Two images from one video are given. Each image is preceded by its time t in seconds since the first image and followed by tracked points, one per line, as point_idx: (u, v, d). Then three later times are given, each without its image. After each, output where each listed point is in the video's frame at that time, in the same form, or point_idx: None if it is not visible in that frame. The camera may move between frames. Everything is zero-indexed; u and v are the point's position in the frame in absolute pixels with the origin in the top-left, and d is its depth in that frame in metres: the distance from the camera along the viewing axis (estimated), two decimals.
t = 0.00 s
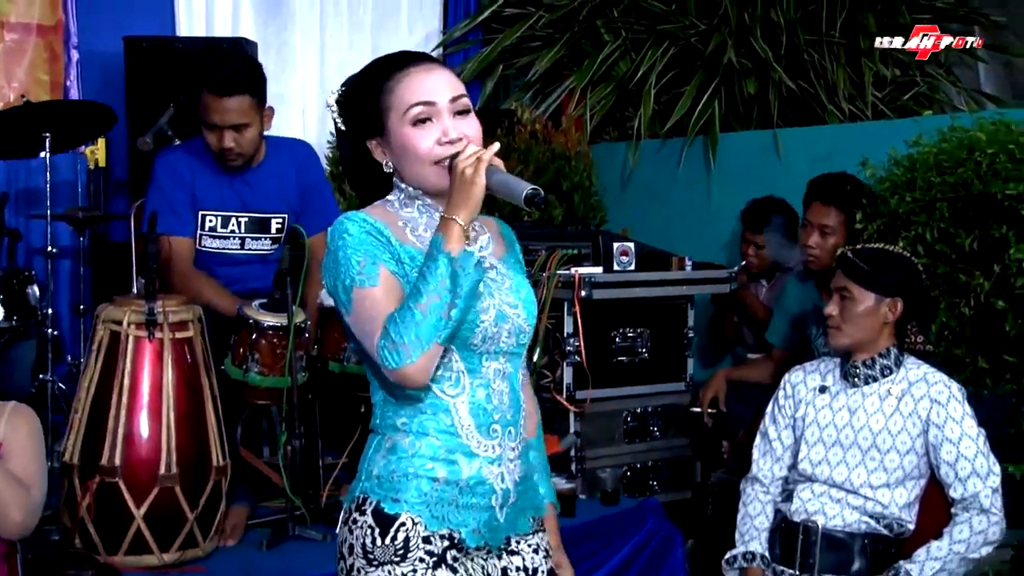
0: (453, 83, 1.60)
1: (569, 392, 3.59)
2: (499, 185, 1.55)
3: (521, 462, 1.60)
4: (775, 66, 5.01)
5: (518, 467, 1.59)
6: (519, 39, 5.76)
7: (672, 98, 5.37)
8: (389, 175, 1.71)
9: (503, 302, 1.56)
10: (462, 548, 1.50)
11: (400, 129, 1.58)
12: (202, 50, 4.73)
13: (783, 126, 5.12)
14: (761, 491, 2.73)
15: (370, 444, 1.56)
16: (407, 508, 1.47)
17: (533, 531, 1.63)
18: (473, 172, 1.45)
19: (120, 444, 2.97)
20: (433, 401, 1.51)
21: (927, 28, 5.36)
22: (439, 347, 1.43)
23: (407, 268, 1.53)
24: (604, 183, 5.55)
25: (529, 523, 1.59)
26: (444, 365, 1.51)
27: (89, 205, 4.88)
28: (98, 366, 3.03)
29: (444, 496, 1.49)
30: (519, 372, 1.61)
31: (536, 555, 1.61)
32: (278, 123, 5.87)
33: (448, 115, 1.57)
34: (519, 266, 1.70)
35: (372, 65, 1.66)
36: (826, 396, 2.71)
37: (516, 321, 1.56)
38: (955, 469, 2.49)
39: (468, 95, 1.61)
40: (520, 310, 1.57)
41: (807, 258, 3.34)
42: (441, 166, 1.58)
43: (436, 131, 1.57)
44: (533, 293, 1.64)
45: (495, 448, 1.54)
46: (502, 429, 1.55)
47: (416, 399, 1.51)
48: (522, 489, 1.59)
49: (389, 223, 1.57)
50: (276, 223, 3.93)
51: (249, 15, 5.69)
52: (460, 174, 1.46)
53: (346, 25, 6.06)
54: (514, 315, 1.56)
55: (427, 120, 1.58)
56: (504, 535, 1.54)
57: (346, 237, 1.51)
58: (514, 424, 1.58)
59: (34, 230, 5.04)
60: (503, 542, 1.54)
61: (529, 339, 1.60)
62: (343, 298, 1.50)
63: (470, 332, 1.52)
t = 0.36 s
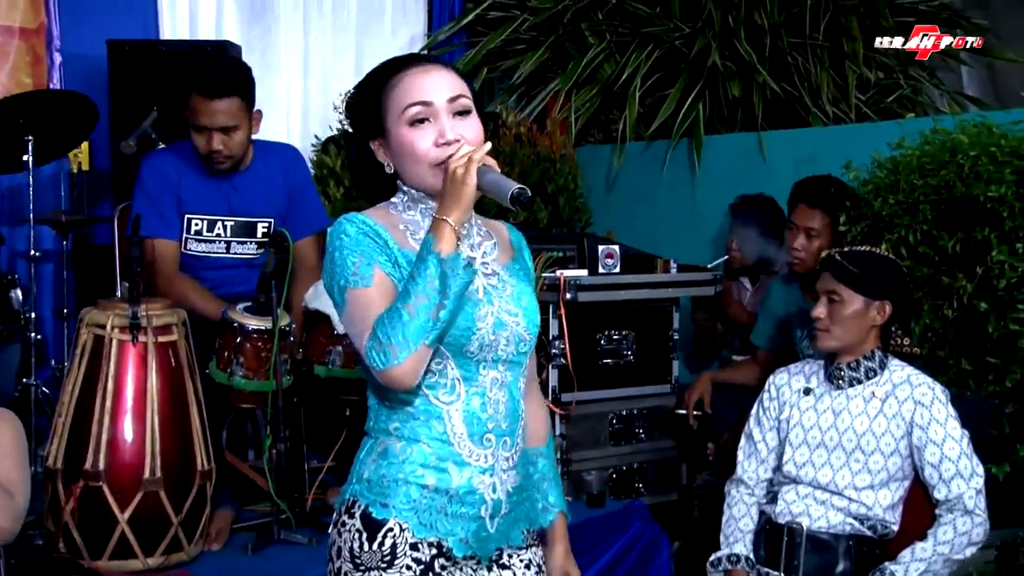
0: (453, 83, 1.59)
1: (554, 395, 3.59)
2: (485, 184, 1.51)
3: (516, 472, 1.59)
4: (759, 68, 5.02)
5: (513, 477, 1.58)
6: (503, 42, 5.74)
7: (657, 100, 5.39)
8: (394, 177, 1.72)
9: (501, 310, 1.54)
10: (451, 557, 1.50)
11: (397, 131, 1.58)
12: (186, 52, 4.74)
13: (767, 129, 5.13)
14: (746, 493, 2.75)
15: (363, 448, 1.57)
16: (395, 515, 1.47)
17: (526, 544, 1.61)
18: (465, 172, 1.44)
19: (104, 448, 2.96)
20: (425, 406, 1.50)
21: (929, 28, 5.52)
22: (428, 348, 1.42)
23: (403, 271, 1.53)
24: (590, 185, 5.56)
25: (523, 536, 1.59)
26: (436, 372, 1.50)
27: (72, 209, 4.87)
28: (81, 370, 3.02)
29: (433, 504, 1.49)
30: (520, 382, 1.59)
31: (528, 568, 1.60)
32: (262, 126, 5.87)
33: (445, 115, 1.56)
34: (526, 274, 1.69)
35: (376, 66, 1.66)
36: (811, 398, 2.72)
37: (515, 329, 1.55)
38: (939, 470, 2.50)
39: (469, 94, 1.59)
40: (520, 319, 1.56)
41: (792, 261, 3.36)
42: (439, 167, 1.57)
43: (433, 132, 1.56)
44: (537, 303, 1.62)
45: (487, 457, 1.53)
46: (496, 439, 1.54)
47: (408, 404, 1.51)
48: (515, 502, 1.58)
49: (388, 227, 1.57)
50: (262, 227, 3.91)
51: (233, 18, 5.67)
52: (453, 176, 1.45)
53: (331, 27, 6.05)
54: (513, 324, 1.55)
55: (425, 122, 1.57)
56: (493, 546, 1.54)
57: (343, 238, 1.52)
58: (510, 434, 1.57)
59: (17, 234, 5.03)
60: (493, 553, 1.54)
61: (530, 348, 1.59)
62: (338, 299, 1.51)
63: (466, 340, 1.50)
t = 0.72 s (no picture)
0: (465, 73, 1.58)
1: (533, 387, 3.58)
2: (492, 176, 1.46)
3: (522, 471, 1.58)
4: (740, 62, 5.03)
5: (519, 477, 1.57)
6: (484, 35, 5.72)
7: (638, 94, 5.39)
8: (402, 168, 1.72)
9: (506, 307, 1.54)
10: (451, 558, 1.50)
11: (406, 119, 1.58)
12: (164, 44, 4.72)
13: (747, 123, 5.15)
14: (726, 485, 2.75)
15: (366, 448, 1.57)
16: (394, 516, 1.47)
17: (532, 543, 1.62)
18: (469, 161, 1.43)
19: (81, 442, 2.94)
20: (426, 404, 1.50)
21: (928, 29, 5.57)
22: (428, 342, 1.41)
23: (406, 262, 1.52)
24: (571, 178, 5.57)
25: (527, 536, 1.59)
26: (437, 370, 1.50)
27: (49, 201, 4.83)
28: (59, 362, 3.00)
29: (433, 506, 1.49)
30: (526, 381, 1.58)
31: (534, 567, 1.59)
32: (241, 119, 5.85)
33: (454, 105, 1.55)
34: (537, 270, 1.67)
35: (389, 57, 1.66)
36: (790, 390, 2.73)
37: (521, 326, 1.54)
38: (917, 463, 2.51)
39: (480, 85, 1.59)
40: (526, 315, 1.55)
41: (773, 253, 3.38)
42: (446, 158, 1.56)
43: (441, 122, 1.55)
44: (545, 299, 1.61)
45: (489, 456, 1.52)
46: (499, 438, 1.53)
47: (409, 401, 1.51)
48: (520, 502, 1.57)
49: (395, 221, 1.56)
50: (246, 219, 3.90)
51: (213, 12, 5.64)
52: (457, 165, 1.43)
53: (311, 19, 6.03)
54: (518, 320, 1.54)
55: (435, 111, 1.57)
56: (497, 547, 1.53)
57: (347, 229, 1.52)
58: (515, 434, 1.55)
59: None
60: (496, 553, 1.54)
61: (535, 346, 1.58)
62: (341, 291, 1.51)
63: (468, 336, 1.49)
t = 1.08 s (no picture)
0: (483, 60, 1.58)
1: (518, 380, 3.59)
2: (503, 163, 1.41)
3: (537, 462, 1.58)
4: (725, 58, 5.04)
5: (534, 468, 1.57)
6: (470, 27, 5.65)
7: (623, 89, 5.38)
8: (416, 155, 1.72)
9: (519, 292, 1.52)
10: (463, 557, 1.51)
11: (422, 105, 1.58)
12: (147, 33, 4.69)
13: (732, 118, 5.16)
14: (708, 480, 2.76)
15: (379, 441, 1.58)
16: (405, 514, 1.49)
17: (551, 540, 1.61)
18: (481, 147, 1.41)
19: (63, 433, 2.94)
20: (437, 395, 1.50)
21: (930, 28, 5.61)
22: (434, 329, 1.42)
23: (417, 248, 1.53)
24: (555, 174, 5.60)
25: (546, 529, 1.58)
26: (449, 360, 1.50)
27: (32, 192, 4.82)
28: (41, 354, 2.99)
29: (446, 500, 1.50)
30: (541, 369, 1.58)
31: (550, 567, 1.59)
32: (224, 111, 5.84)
33: (471, 91, 1.55)
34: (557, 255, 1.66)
35: (406, 43, 1.67)
36: (772, 385, 2.74)
37: (534, 313, 1.53)
38: (898, 458, 2.53)
39: (499, 72, 1.59)
40: (541, 302, 1.54)
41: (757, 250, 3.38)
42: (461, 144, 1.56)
43: (458, 107, 1.56)
44: (561, 284, 1.60)
45: (502, 447, 1.52)
46: (513, 428, 1.53)
47: (420, 392, 1.52)
48: (537, 493, 1.57)
49: (410, 207, 1.57)
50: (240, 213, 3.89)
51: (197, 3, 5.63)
52: (470, 151, 1.42)
53: (296, 10, 6.00)
54: (532, 306, 1.53)
55: (453, 96, 1.57)
56: (514, 541, 1.53)
57: (358, 214, 1.52)
58: (528, 424, 1.55)
59: None
60: (513, 548, 1.53)
61: (551, 333, 1.57)
62: (351, 276, 1.52)
63: (478, 323, 1.49)
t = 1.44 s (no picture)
0: (496, 52, 1.58)
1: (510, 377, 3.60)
2: (509, 148, 1.39)
3: (558, 459, 1.57)
4: (715, 55, 5.04)
5: (555, 464, 1.56)
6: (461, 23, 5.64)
7: (613, 86, 5.39)
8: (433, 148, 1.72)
9: (536, 286, 1.53)
10: (481, 557, 1.50)
11: (435, 97, 1.58)
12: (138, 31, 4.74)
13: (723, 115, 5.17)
14: (700, 476, 2.76)
15: (396, 439, 1.58)
16: (423, 510, 1.49)
17: (575, 542, 1.59)
18: (487, 134, 1.40)
19: (55, 430, 2.93)
20: (454, 390, 1.51)
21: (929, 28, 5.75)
22: (443, 321, 1.41)
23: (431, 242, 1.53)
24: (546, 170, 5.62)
25: (568, 529, 1.57)
26: (465, 355, 1.51)
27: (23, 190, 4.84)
28: (33, 352, 2.98)
29: (464, 496, 1.49)
30: (560, 364, 1.58)
31: (572, 570, 1.58)
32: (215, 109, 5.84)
33: (483, 82, 1.55)
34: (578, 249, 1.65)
35: (422, 37, 1.68)
36: (763, 381, 2.75)
37: (552, 307, 1.53)
38: (889, 454, 2.54)
39: (513, 64, 1.59)
40: (558, 296, 1.54)
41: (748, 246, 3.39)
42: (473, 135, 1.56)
43: (470, 99, 1.56)
44: (580, 279, 1.59)
45: (520, 443, 1.52)
46: (531, 423, 1.53)
47: (436, 388, 1.52)
48: (559, 490, 1.56)
49: (423, 199, 1.57)
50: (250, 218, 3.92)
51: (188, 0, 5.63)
52: (476, 139, 1.41)
53: (286, 7, 5.97)
54: (549, 300, 1.53)
55: (465, 88, 1.57)
56: (533, 539, 1.52)
57: (372, 208, 1.54)
58: (547, 420, 1.55)
59: None
60: (534, 546, 1.52)
61: (569, 328, 1.57)
62: (364, 271, 1.53)
63: (493, 317, 1.49)
